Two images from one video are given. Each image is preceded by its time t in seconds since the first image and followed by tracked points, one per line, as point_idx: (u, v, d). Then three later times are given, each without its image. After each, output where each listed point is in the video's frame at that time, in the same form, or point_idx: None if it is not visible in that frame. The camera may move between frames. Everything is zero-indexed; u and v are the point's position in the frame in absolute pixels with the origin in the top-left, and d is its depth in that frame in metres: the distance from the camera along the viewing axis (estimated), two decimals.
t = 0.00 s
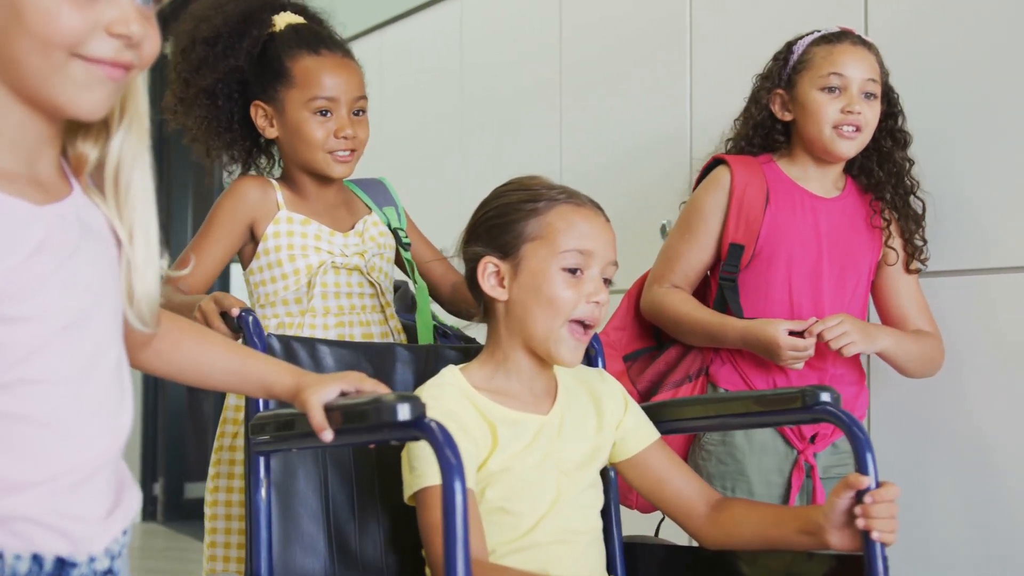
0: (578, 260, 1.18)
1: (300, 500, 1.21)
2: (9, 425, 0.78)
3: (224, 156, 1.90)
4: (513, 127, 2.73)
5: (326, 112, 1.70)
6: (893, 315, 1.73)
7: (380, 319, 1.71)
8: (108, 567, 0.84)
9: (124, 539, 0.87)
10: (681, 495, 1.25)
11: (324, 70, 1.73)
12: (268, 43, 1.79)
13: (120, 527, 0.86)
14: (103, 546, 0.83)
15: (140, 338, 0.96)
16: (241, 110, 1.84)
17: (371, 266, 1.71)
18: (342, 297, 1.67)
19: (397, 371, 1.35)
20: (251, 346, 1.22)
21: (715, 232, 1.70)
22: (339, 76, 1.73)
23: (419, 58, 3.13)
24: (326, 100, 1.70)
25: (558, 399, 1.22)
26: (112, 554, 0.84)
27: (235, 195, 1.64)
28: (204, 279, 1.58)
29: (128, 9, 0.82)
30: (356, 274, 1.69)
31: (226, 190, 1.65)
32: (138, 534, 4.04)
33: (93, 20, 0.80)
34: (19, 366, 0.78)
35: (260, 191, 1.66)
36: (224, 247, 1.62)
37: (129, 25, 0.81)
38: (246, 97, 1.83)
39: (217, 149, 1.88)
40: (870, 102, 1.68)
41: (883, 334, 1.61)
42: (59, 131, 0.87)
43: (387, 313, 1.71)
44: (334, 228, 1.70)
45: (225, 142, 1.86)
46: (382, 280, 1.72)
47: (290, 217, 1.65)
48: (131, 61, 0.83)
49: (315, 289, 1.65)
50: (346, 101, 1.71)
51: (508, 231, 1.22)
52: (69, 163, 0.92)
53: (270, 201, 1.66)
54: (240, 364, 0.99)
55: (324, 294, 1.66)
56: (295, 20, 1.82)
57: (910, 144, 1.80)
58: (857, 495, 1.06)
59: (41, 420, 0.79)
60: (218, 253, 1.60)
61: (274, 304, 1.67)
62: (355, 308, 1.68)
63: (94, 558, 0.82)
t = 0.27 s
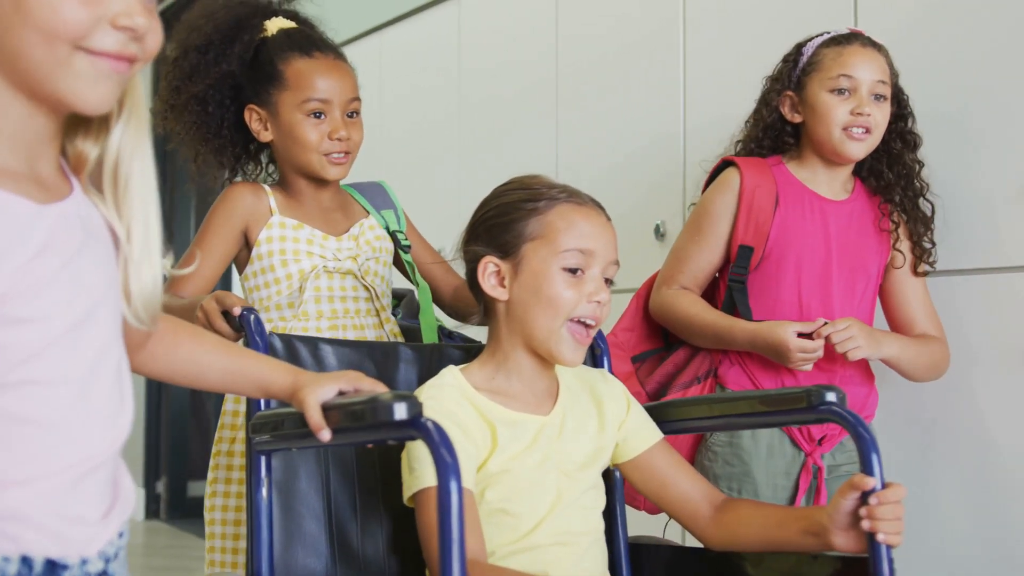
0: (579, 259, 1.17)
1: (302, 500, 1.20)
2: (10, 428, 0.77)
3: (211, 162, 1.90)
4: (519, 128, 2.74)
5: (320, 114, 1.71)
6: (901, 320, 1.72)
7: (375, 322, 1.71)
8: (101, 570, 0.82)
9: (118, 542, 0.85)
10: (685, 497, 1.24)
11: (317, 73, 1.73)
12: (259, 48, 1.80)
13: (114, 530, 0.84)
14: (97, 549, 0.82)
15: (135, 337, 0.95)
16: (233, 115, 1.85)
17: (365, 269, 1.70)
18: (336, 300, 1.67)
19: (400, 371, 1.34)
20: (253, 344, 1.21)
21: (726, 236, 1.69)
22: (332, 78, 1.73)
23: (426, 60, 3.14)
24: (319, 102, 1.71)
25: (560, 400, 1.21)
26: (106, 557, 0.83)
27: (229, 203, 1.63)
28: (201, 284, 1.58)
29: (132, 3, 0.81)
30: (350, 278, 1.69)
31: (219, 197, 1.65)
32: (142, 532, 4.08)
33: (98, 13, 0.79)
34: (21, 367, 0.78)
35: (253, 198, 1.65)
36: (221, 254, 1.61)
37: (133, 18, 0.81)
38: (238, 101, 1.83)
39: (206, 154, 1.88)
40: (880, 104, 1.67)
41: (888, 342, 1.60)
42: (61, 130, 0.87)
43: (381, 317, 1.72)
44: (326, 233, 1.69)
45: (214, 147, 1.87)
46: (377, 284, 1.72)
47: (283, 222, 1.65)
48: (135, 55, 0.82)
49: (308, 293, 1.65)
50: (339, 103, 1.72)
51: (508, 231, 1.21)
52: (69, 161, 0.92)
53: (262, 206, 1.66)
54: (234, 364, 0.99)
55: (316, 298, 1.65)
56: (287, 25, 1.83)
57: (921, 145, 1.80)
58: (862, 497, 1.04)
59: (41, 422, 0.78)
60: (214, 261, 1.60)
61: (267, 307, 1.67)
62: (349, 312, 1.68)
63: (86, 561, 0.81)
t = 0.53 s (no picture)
0: (580, 257, 1.17)
1: (304, 498, 1.19)
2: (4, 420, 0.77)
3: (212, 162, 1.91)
4: (520, 126, 2.74)
5: (318, 112, 1.71)
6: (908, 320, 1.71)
7: (373, 323, 1.70)
8: (94, 566, 0.82)
9: (114, 538, 0.85)
10: (689, 498, 1.23)
11: (314, 71, 1.73)
12: (258, 48, 1.80)
13: (109, 525, 0.84)
14: (89, 545, 0.81)
15: (134, 334, 0.95)
16: (233, 115, 1.85)
17: (363, 270, 1.69)
18: (334, 300, 1.66)
19: (404, 369, 1.33)
20: (255, 342, 1.21)
21: (735, 236, 1.68)
22: (331, 76, 1.73)
23: (427, 58, 3.14)
24: (318, 100, 1.71)
25: (562, 398, 1.20)
26: (99, 553, 0.82)
27: (226, 204, 1.64)
28: (203, 284, 1.58)
29: None
30: (348, 278, 1.68)
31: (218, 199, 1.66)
32: (146, 529, 4.10)
33: (105, 6, 0.79)
34: (16, 360, 0.77)
35: (251, 198, 1.66)
36: (221, 254, 1.62)
37: (139, 11, 0.81)
38: (238, 99, 1.84)
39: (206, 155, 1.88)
40: (891, 103, 1.66)
41: (895, 350, 1.59)
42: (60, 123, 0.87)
43: (380, 317, 1.70)
44: (324, 233, 1.69)
45: (214, 147, 1.87)
46: (376, 285, 1.71)
47: (281, 222, 1.65)
48: (140, 48, 0.82)
49: (303, 294, 1.64)
50: (337, 101, 1.72)
51: (509, 228, 1.20)
52: (67, 156, 0.92)
53: (260, 206, 1.66)
54: (233, 362, 0.98)
55: (313, 298, 1.65)
56: (286, 24, 1.82)
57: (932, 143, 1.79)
58: (867, 497, 1.04)
59: (36, 415, 0.78)
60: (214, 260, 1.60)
61: (265, 307, 1.67)
62: (346, 312, 1.67)
63: (77, 557, 0.80)
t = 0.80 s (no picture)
0: (582, 255, 1.16)
1: (304, 498, 1.19)
2: None
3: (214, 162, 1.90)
4: (521, 124, 2.73)
5: (320, 109, 1.70)
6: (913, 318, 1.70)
7: (373, 322, 1.70)
8: (84, 564, 0.81)
9: (107, 536, 0.84)
10: (691, 498, 1.22)
11: (316, 68, 1.72)
12: (260, 45, 1.80)
13: (101, 523, 0.83)
14: (78, 543, 0.81)
15: (132, 333, 0.94)
16: (235, 115, 1.84)
17: (363, 269, 1.68)
18: (333, 299, 1.66)
19: (406, 367, 1.32)
20: (255, 338, 1.20)
21: (744, 233, 1.67)
22: (332, 73, 1.73)
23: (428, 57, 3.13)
24: (319, 96, 1.71)
25: (564, 397, 1.20)
26: (90, 550, 0.82)
27: (229, 201, 1.63)
28: (206, 282, 1.57)
29: None
30: (347, 278, 1.67)
31: (218, 196, 1.64)
32: (148, 526, 4.11)
33: None
34: (7, 355, 0.77)
35: (253, 195, 1.65)
36: (223, 251, 1.61)
37: (144, 5, 0.81)
38: (240, 97, 1.83)
39: (208, 155, 1.88)
40: (899, 101, 1.64)
41: (901, 350, 1.58)
42: (60, 118, 0.86)
43: (380, 317, 1.70)
44: (325, 231, 1.68)
45: (216, 146, 1.86)
46: (376, 284, 1.70)
47: (281, 221, 1.65)
48: (145, 42, 0.82)
49: (301, 293, 1.64)
50: (339, 98, 1.72)
51: (511, 227, 1.20)
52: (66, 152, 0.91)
53: (262, 203, 1.65)
54: (233, 360, 0.98)
55: (312, 297, 1.65)
56: (289, 23, 1.82)
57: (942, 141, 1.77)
58: (872, 500, 1.02)
59: (28, 411, 0.78)
60: (218, 257, 1.59)
61: (265, 305, 1.67)
62: (345, 311, 1.66)
63: (65, 554, 0.80)
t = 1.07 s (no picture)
0: (584, 253, 1.15)
1: (306, 498, 1.18)
2: None
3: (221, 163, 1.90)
4: (523, 124, 2.71)
5: (325, 105, 1.70)
6: (917, 319, 1.68)
7: (377, 324, 1.69)
8: (72, 564, 0.81)
9: (99, 536, 0.84)
10: (696, 501, 1.21)
11: (321, 65, 1.72)
12: (265, 45, 1.80)
13: (91, 523, 0.83)
14: (65, 543, 0.80)
15: (131, 331, 0.94)
16: (240, 116, 1.84)
17: (367, 270, 1.67)
18: (336, 301, 1.65)
19: (409, 367, 1.31)
20: (256, 336, 1.19)
21: (753, 234, 1.65)
22: (337, 70, 1.72)
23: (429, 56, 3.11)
24: (324, 92, 1.70)
25: (567, 398, 1.19)
26: (78, 551, 0.81)
27: (235, 199, 1.62)
28: (209, 279, 1.55)
29: None
30: (351, 279, 1.67)
31: (224, 193, 1.64)
32: (152, 524, 4.12)
33: None
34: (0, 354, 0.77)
35: (259, 193, 1.64)
36: (229, 250, 1.60)
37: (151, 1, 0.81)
38: (246, 98, 1.83)
39: (214, 155, 1.88)
40: (908, 101, 1.63)
41: (907, 352, 1.57)
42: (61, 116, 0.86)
43: (384, 318, 1.70)
44: (330, 232, 1.68)
45: (221, 147, 1.86)
46: (380, 285, 1.69)
47: (287, 221, 1.64)
48: (150, 39, 0.82)
49: (305, 294, 1.63)
50: (344, 94, 1.71)
51: (511, 226, 1.19)
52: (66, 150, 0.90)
53: (268, 202, 1.65)
54: (231, 358, 0.97)
55: (316, 298, 1.64)
56: (295, 25, 1.82)
57: (951, 143, 1.74)
58: (876, 504, 1.01)
59: (22, 411, 0.77)
60: (223, 255, 1.58)
61: (269, 306, 1.66)
62: (349, 313, 1.66)
63: (50, 554, 0.79)
